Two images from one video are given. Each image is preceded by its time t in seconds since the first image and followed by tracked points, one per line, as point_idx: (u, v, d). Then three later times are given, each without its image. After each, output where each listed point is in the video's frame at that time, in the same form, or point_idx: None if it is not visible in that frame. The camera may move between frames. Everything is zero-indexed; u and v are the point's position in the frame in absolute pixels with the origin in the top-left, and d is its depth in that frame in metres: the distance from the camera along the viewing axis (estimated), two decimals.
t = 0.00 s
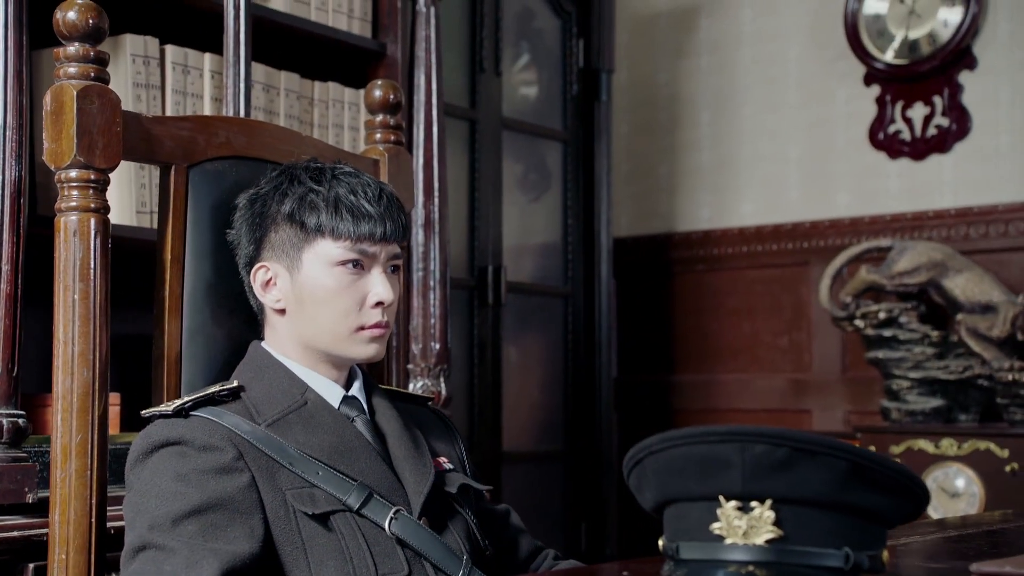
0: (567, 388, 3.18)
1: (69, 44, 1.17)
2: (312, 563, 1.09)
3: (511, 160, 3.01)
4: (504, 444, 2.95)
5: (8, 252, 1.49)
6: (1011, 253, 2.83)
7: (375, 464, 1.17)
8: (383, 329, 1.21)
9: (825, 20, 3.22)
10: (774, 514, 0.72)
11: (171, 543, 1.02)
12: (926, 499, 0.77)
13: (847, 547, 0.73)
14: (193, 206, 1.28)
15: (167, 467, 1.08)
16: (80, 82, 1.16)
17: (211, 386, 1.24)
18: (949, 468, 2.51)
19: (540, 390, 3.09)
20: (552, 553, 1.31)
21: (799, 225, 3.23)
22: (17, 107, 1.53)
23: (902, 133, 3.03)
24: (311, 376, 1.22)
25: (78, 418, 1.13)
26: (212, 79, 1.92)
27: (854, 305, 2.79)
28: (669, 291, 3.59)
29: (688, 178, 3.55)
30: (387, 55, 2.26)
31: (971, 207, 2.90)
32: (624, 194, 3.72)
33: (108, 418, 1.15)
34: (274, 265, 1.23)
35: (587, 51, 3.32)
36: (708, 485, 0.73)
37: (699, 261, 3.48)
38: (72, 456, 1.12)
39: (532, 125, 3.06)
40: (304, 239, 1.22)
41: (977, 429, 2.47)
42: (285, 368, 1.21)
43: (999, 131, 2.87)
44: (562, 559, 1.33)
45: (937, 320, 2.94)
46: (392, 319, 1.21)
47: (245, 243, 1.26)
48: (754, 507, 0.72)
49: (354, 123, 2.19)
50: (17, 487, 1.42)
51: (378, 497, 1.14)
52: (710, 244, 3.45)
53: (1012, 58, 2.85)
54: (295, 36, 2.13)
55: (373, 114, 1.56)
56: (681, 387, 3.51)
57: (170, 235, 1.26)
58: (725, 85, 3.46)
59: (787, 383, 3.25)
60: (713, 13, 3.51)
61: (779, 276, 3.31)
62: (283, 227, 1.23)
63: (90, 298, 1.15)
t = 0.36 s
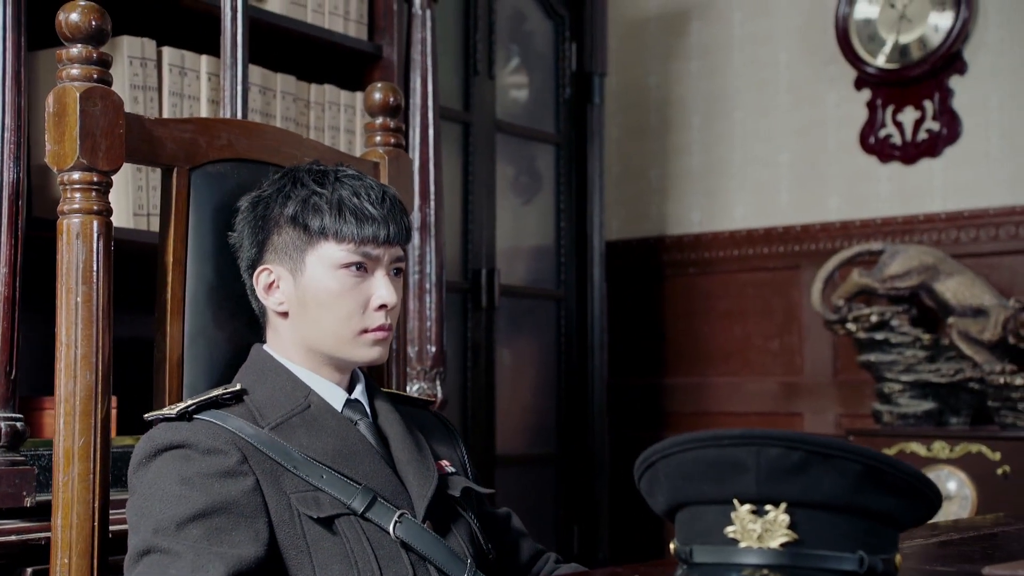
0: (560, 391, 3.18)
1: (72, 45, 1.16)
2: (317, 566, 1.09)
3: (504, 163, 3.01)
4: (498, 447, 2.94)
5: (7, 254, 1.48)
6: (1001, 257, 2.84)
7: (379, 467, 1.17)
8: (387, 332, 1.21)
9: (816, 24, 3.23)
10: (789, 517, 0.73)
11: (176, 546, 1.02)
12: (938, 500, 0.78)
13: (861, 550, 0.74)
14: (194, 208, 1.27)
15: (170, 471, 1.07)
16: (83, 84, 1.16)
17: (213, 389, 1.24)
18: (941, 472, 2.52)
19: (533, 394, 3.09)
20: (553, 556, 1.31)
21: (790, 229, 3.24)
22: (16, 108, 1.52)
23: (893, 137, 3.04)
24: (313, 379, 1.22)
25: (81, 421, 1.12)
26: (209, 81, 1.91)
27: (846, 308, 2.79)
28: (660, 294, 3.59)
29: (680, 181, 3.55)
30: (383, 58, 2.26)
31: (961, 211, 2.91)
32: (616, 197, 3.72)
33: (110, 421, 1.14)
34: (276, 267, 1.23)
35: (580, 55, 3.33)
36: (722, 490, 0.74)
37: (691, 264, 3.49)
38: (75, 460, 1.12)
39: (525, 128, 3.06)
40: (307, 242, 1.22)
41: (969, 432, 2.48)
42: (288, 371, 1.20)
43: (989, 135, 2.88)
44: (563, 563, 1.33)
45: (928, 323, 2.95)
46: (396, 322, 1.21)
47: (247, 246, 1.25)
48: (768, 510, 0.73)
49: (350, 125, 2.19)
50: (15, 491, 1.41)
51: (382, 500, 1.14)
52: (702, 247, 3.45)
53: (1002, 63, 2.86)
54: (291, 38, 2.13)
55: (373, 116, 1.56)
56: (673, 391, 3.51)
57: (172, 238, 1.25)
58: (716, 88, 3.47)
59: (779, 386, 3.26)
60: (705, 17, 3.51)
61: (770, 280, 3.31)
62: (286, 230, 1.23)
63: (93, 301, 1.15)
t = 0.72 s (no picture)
0: (553, 393, 3.18)
1: (75, 46, 1.16)
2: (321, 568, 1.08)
3: (497, 165, 3.01)
4: (492, 450, 2.94)
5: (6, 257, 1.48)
6: (992, 259, 2.85)
7: (382, 468, 1.17)
8: (390, 335, 1.21)
9: (808, 27, 3.24)
10: (803, 519, 0.75)
11: (180, 549, 1.02)
12: (947, 501, 0.80)
13: (875, 553, 0.76)
14: (196, 210, 1.27)
15: (174, 473, 1.07)
16: (86, 85, 1.15)
17: (215, 392, 1.23)
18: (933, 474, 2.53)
19: (526, 396, 3.08)
20: (555, 558, 1.31)
21: (782, 231, 3.25)
22: (14, 109, 1.51)
23: (884, 140, 3.05)
24: (316, 381, 1.22)
25: (84, 423, 1.12)
26: (206, 82, 1.91)
27: (839, 311, 2.80)
28: (652, 296, 3.59)
29: (671, 183, 3.56)
30: (379, 60, 2.26)
31: (953, 214, 2.93)
32: (608, 199, 3.73)
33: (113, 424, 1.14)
34: (279, 270, 1.22)
35: (573, 57, 3.33)
36: (736, 492, 0.76)
37: (682, 266, 3.49)
38: (78, 463, 1.11)
39: (518, 129, 3.06)
40: (311, 244, 1.22)
41: (961, 434, 2.49)
42: (291, 373, 1.20)
43: (980, 138, 2.89)
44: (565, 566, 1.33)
45: (919, 326, 2.96)
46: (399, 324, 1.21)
47: (249, 247, 1.25)
48: (782, 512, 0.75)
49: (345, 127, 2.19)
50: (13, 494, 1.40)
51: (387, 503, 1.14)
52: (694, 249, 3.46)
53: (994, 66, 2.88)
54: (287, 39, 2.12)
55: (373, 117, 1.56)
56: (665, 393, 3.51)
57: (173, 240, 1.25)
58: (708, 91, 3.48)
59: (770, 389, 3.27)
60: (697, 19, 3.52)
61: (762, 282, 3.32)
62: (289, 232, 1.23)
63: (96, 303, 1.15)
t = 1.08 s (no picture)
0: (544, 395, 3.18)
1: (75, 46, 1.15)
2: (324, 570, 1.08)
3: (488, 166, 3.00)
4: (483, 451, 2.94)
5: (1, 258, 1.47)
6: (980, 262, 2.87)
7: (383, 470, 1.17)
8: (390, 336, 1.20)
9: (797, 30, 3.25)
10: (812, 522, 0.76)
11: (182, 550, 1.01)
12: (954, 502, 0.81)
13: (883, 554, 0.77)
14: (196, 211, 1.26)
15: (175, 475, 1.06)
16: (86, 85, 1.15)
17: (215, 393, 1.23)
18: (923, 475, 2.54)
19: (516, 397, 3.08)
20: (553, 559, 1.30)
21: (771, 233, 3.26)
22: (10, 109, 1.51)
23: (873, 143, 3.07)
24: (316, 382, 1.22)
25: (83, 425, 1.11)
26: (200, 83, 1.90)
27: (829, 313, 2.81)
28: (642, 298, 3.60)
29: (661, 185, 3.56)
30: (373, 61, 2.26)
31: (941, 216, 2.94)
32: (597, 201, 3.73)
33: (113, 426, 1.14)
34: (279, 271, 1.22)
35: (563, 58, 3.33)
36: (744, 493, 0.78)
37: (671, 268, 3.50)
38: (77, 464, 1.11)
39: (508, 130, 3.06)
40: (310, 245, 1.21)
41: (950, 436, 2.50)
42: (291, 374, 1.20)
43: (968, 141, 2.91)
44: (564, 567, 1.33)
45: (908, 327, 2.97)
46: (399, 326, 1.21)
47: (248, 248, 1.25)
48: (791, 514, 0.77)
49: (339, 128, 2.18)
50: (8, 496, 1.40)
51: (389, 504, 1.14)
52: (683, 251, 3.46)
53: (982, 69, 2.89)
54: (280, 40, 2.12)
55: (370, 118, 1.56)
56: (654, 394, 3.52)
57: (172, 241, 1.24)
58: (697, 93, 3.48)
59: (759, 390, 3.27)
60: (686, 21, 3.52)
61: (751, 283, 3.33)
62: (289, 233, 1.22)
63: (95, 304, 1.14)
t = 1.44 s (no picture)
0: (531, 398, 3.18)
1: (68, 47, 1.14)
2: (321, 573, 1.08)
3: (474, 169, 3.00)
4: (470, 454, 2.94)
5: None
6: (964, 265, 2.88)
7: (379, 471, 1.17)
8: (383, 339, 1.20)
9: (782, 34, 3.26)
10: (813, 524, 0.78)
11: (176, 553, 1.00)
12: (952, 503, 0.83)
13: (884, 557, 0.79)
14: (188, 213, 1.26)
15: (169, 478, 1.06)
16: (79, 86, 1.14)
17: (209, 397, 1.22)
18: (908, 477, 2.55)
19: (503, 400, 3.07)
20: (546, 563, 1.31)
21: (756, 236, 3.27)
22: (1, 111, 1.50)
23: (857, 147, 3.08)
24: (309, 384, 1.22)
25: (77, 429, 1.11)
26: (190, 84, 1.90)
27: (814, 316, 2.83)
28: (627, 301, 3.60)
29: (646, 188, 3.57)
30: (362, 63, 2.25)
31: (925, 220, 2.96)
32: (584, 204, 3.73)
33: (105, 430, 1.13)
34: (272, 273, 1.22)
35: (550, 61, 3.34)
36: (746, 497, 0.79)
37: (656, 271, 3.51)
38: (70, 468, 1.10)
39: (495, 133, 3.05)
40: (304, 247, 1.21)
41: (935, 439, 2.51)
42: (285, 377, 1.20)
43: (952, 146, 2.93)
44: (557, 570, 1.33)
45: (893, 331, 2.99)
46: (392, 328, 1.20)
47: (242, 251, 1.24)
48: (793, 517, 0.78)
49: (328, 131, 2.18)
50: None
51: (386, 507, 1.14)
52: (668, 254, 3.47)
53: (965, 74, 2.91)
54: (269, 42, 2.11)
55: (362, 121, 1.56)
56: (640, 397, 3.52)
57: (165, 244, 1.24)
58: (683, 96, 3.49)
59: (745, 394, 3.28)
60: (672, 25, 3.53)
61: (736, 287, 3.34)
62: (283, 236, 1.22)
63: (88, 308, 1.13)
